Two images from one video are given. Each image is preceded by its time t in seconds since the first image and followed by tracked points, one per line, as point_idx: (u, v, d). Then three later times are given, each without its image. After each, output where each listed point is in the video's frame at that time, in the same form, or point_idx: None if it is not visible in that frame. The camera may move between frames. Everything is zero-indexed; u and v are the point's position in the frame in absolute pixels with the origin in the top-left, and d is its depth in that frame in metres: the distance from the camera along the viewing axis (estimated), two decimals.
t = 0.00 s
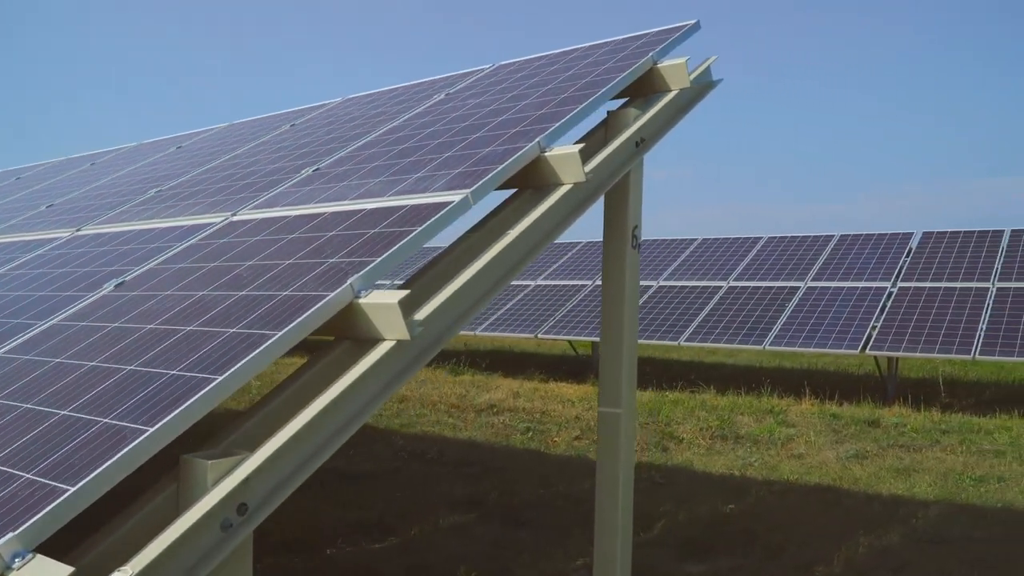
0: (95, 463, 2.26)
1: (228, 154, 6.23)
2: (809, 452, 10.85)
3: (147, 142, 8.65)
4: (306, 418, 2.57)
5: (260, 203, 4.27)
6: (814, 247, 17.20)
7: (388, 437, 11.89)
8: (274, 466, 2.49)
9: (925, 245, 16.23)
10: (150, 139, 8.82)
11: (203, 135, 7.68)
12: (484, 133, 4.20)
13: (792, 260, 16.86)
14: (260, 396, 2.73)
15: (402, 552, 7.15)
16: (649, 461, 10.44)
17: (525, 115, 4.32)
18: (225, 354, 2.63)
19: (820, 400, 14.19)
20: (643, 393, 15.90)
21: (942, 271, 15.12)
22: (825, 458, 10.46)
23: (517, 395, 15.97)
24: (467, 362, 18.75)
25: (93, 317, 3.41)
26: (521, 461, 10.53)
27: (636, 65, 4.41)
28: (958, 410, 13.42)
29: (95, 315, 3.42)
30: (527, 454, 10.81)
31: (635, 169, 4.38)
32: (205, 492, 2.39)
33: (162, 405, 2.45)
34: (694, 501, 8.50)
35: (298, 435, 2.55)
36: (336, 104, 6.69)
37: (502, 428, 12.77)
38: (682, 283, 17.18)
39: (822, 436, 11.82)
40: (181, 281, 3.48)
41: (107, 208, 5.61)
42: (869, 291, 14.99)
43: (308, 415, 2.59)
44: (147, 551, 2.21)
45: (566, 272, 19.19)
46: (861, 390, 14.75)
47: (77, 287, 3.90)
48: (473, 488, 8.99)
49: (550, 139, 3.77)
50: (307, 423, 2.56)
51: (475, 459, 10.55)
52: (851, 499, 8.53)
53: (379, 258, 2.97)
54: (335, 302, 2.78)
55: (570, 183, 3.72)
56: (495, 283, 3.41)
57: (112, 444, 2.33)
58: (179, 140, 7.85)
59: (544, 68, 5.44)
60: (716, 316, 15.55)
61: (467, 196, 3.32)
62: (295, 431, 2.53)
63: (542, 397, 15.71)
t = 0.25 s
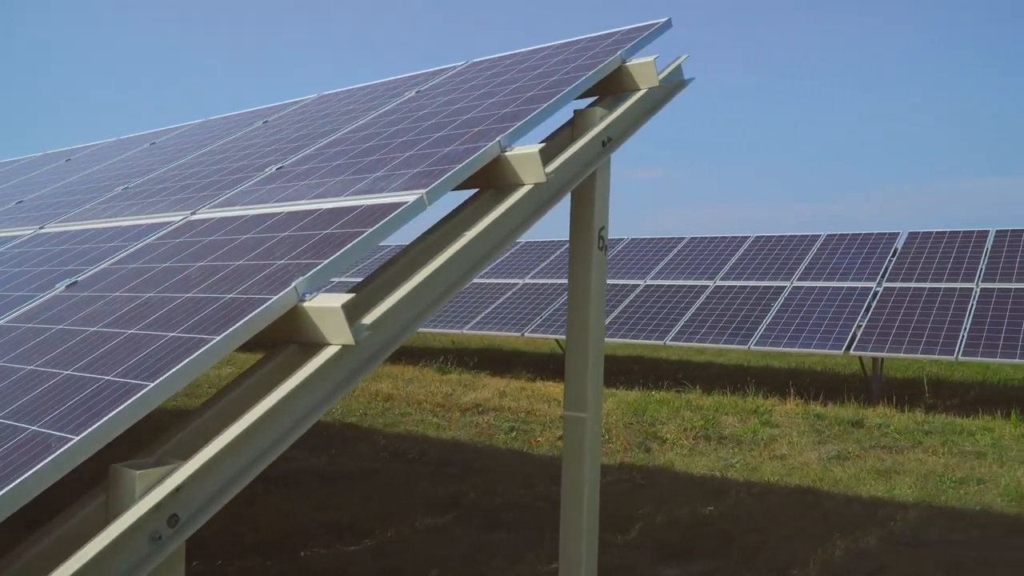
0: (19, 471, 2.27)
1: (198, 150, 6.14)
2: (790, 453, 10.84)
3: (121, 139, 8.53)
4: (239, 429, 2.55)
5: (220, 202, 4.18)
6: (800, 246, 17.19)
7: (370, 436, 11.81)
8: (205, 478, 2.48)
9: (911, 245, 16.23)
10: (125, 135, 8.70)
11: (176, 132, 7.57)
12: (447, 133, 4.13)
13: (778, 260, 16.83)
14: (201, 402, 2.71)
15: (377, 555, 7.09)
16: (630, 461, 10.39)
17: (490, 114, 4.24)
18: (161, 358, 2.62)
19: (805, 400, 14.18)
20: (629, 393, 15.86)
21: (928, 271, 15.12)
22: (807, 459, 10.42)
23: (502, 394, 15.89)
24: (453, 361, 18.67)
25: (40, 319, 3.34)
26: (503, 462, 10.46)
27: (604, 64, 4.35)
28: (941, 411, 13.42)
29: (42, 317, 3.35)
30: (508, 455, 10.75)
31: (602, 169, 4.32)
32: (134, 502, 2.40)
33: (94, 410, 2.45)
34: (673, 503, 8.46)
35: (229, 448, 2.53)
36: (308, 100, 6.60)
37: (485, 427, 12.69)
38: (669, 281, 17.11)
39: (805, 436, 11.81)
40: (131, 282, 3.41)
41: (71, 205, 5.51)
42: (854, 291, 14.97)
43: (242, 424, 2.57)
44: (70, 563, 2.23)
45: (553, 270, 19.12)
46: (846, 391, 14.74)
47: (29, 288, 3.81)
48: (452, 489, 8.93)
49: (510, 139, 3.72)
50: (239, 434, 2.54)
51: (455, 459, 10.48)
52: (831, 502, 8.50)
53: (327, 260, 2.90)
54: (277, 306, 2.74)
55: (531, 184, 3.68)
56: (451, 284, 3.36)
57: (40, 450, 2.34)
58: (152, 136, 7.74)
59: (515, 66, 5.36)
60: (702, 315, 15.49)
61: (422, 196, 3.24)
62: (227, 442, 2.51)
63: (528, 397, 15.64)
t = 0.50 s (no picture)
0: None
1: (162, 149, 6.01)
2: (772, 454, 10.80)
3: (90, 137, 8.39)
4: (175, 435, 2.50)
5: (175, 201, 4.07)
6: (784, 247, 17.18)
7: (350, 439, 11.69)
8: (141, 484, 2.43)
9: (895, 245, 16.24)
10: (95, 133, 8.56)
11: (144, 129, 7.45)
12: (410, 130, 4.03)
13: (762, 260, 16.81)
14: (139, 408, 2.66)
15: (351, 559, 7.00)
16: (611, 463, 10.32)
17: (455, 111, 4.15)
18: (95, 363, 2.53)
19: (788, 401, 14.16)
20: (613, 394, 15.80)
21: (911, 272, 15.13)
22: (788, 461, 10.39)
23: (485, 396, 15.80)
24: (438, 362, 18.56)
25: None
26: (483, 464, 10.38)
27: (569, 62, 4.30)
28: (924, 412, 13.43)
29: None
30: (488, 457, 10.67)
31: (567, 168, 4.26)
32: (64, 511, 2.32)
33: (20, 417, 2.35)
34: (653, 505, 8.39)
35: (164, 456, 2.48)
36: (278, 98, 6.49)
37: (466, 429, 12.59)
38: (653, 282, 17.05)
39: (787, 438, 11.80)
40: (77, 284, 3.30)
41: (30, 205, 5.38)
42: (838, 292, 14.95)
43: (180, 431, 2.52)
44: None
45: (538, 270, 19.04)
46: (830, 391, 14.72)
47: None
48: (431, 491, 8.84)
49: (470, 137, 3.65)
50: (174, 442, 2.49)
51: (435, 461, 10.38)
52: (811, 503, 8.46)
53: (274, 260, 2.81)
54: (219, 308, 2.66)
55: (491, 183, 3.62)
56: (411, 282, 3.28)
57: None
58: (121, 134, 7.61)
59: (485, 63, 5.27)
60: (686, 316, 15.44)
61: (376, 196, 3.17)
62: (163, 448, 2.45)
63: (512, 398, 15.56)
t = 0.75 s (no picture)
0: None
1: (125, 148, 5.91)
2: (753, 455, 10.76)
3: (59, 137, 8.27)
4: (103, 440, 2.57)
5: (127, 201, 3.98)
6: (769, 248, 17.17)
7: (329, 442, 11.59)
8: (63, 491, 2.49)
9: (878, 246, 16.25)
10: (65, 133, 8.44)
11: (111, 129, 7.34)
12: (369, 129, 3.96)
13: (746, 261, 16.80)
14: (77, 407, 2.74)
15: (323, 563, 6.93)
16: (592, 465, 10.26)
17: (416, 109, 4.08)
18: (22, 366, 2.44)
19: (772, 402, 14.14)
20: (597, 395, 15.74)
21: (894, 273, 15.13)
22: (769, 462, 10.34)
23: (469, 398, 15.71)
24: (422, 364, 18.46)
25: None
26: (463, 467, 10.30)
27: (534, 60, 4.24)
28: (906, 412, 13.42)
29: None
30: (467, 459, 10.58)
31: (530, 167, 4.20)
32: None
33: None
34: (631, 507, 8.33)
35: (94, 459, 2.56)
36: (245, 97, 6.41)
37: (447, 431, 12.50)
38: (637, 283, 16.99)
39: (768, 439, 11.79)
40: (17, 285, 3.21)
41: None
42: (821, 293, 14.94)
43: (108, 436, 2.58)
44: None
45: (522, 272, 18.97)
46: (814, 392, 14.71)
47: None
48: (408, 494, 8.76)
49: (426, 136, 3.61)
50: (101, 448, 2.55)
51: (414, 464, 10.29)
52: (790, 504, 8.41)
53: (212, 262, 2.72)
54: (152, 311, 2.58)
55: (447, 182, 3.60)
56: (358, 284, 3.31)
57: None
58: (88, 134, 7.50)
59: (452, 61, 5.19)
60: (670, 317, 15.39)
61: (327, 193, 3.10)
62: (85, 458, 2.51)
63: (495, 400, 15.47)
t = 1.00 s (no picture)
0: None
1: (81, 145, 5.81)
2: (730, 457, 10.73)
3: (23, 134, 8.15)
4: (17, 438, 2.57)
5: (68, 197, 3.90)
6: (751, 249, 17.16)
7: (305, 443, 11.48)
8: None
9: (859, 247, 16.25)
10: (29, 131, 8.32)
11: (74, 126, 7.23)
12: (319, 125, 3.88)
13: (728, 262, 16.77)
14: None
15: (288, 567, 6.85)
16: (568, 467, 10.19)
17: (368, 105, 4.00)
18: None
19: (752, 403, 14.12)
20: (578, 396, 15.70)
21: (874, 274, 15.14)
22: (746, 464, 10.30)
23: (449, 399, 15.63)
24: (403, 365, 18.35)
25: None
26: (438, 469, 10.21)
27: (489, 55, 4.15)
28: (885, 414, 13.43)
29: None
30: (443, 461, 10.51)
31: (483, 165, 4.11)
32: None
33: None
34: (604, 510, 8.27)
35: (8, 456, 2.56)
36: (207, 94, 6.33)
37: (425, 432, 12.41)
38: (619, 284, 16.94)
39: (747, 440, 11.76)
40: None
41: None
42: (802, 294, 14.93)
43: (23, 434, 2.59)
44: None
45: (505, 272, 18.88)
46: (794, 393, 14.69)
47: None
48: (379, 496, 8.69)
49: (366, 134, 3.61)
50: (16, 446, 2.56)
51: (389, 466, 10.20)
52: (764, 506, 8.36)
53: (131, 260, 2.71)
54: (68, 309, 2.55)
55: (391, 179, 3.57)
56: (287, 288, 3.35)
57: None
58: (50, 131, 7.39)
59: (411, 57, 5.12)
60: (651, 318, 15.34)
61: (259, 189, 3.06)
62: None
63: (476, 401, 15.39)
